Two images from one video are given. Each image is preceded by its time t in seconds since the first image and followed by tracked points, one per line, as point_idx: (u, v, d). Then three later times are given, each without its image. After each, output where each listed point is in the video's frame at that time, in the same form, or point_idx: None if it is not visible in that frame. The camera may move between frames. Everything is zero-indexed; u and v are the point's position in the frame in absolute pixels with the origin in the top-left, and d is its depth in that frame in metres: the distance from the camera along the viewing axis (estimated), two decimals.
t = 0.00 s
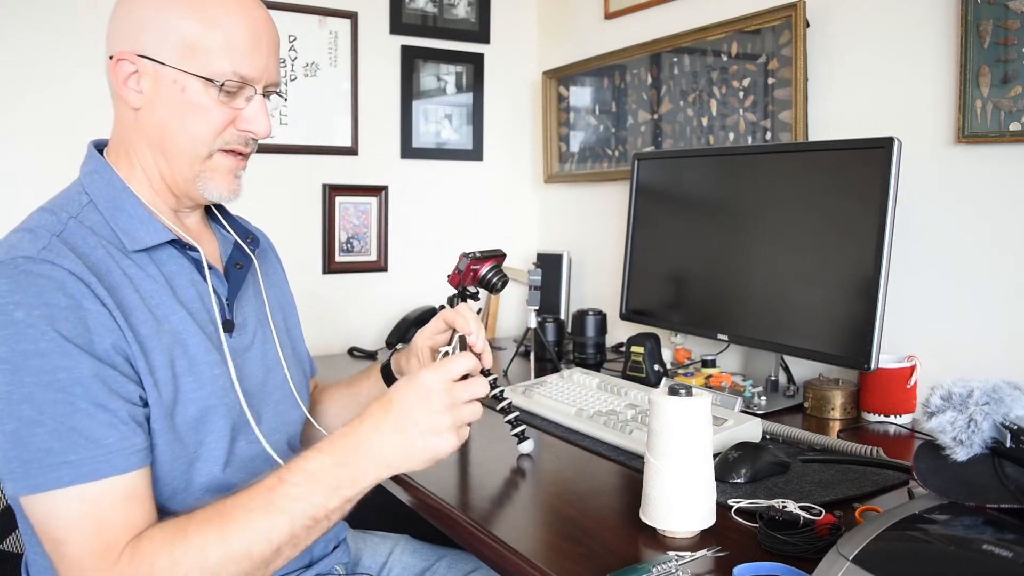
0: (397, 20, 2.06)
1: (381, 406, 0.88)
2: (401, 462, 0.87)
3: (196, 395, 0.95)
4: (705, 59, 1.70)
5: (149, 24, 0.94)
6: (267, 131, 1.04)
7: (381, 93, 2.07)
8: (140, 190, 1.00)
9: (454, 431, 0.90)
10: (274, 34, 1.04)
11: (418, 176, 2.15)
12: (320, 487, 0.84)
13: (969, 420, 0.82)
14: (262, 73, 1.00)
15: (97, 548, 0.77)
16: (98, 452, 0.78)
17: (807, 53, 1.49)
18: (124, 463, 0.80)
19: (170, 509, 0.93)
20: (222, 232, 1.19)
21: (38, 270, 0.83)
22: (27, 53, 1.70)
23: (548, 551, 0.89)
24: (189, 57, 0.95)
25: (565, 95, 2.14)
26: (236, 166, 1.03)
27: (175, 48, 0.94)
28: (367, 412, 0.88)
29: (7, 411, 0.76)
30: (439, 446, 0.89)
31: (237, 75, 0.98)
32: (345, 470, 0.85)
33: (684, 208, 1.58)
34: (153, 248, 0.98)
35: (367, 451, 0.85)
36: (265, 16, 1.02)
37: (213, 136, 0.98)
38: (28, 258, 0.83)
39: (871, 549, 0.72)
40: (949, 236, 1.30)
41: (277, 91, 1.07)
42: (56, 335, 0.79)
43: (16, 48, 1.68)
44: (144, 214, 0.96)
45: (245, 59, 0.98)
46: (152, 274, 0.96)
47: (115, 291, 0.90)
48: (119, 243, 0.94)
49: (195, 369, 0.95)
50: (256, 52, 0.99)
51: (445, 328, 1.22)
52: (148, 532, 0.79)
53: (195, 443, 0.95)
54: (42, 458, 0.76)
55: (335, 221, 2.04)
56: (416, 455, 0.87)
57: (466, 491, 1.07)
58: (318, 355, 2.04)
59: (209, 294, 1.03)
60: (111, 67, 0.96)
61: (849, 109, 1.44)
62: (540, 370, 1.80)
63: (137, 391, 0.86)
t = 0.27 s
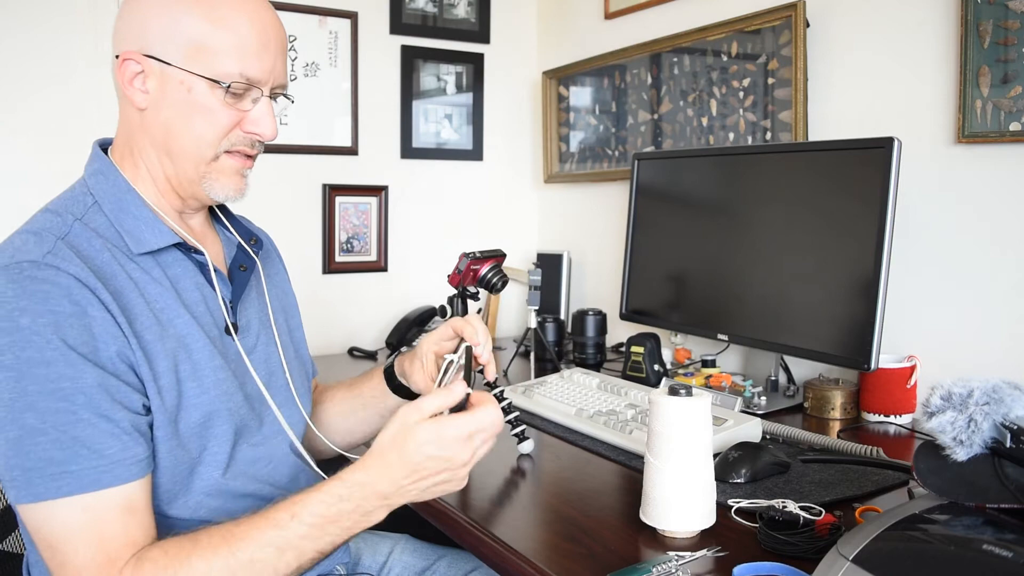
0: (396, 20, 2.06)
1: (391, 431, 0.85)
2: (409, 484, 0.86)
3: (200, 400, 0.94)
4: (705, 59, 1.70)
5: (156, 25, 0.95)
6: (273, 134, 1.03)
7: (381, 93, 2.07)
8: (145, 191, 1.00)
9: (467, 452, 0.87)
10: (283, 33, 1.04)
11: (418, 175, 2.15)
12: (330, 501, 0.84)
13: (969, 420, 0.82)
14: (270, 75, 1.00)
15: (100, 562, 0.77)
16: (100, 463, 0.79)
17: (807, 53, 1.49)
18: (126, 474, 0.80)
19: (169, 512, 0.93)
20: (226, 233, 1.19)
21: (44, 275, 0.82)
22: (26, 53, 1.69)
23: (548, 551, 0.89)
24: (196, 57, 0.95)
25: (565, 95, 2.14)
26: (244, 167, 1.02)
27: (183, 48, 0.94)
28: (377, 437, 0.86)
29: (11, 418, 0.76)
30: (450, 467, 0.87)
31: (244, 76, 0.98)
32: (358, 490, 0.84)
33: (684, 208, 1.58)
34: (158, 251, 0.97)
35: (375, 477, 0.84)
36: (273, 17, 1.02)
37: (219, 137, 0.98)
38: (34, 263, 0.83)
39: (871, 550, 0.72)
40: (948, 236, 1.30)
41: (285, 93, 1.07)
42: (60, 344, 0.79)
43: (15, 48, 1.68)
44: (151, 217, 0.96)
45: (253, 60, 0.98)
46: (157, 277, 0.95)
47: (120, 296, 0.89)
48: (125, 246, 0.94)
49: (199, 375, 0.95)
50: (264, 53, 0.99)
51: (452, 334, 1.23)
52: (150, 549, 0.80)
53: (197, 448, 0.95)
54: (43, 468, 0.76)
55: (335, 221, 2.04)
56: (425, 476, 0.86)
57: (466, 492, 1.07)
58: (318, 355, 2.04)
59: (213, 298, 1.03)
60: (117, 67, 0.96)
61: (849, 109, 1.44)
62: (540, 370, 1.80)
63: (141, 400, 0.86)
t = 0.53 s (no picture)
0: (396, 20, 2.06)
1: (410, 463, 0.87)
2: (420, 513, 0.85)
3: (205, 404, 0.94)
4: (705, 59, 1.70)
5: (158, 25, 0.94)
6: (277, 134, 1.03)
7: (381, 93, 2.07)
8: (147, 192, 1.00)
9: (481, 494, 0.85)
10: (287, 33, 1.03)
11: (418, 175, 2.15)
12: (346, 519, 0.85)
13: (969, 420, 0.82)
14: (273, 76, 1.00)
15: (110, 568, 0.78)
16: (108, 468, 0.78)
17: (807, 53, 1.49)
18: (135, 478, 0.80)
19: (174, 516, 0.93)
20: (228, 234, 1.19)
21: (50, 280, 0.82)
22: (26, 52, 1.69)
23: (548, 551, 0.89)
24: (198, 58, 0.94)
25: (565, 95, 2.13)
26: (248, 166, 1.02)
27: (185, 48, 0.94)
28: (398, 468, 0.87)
29: (18, 424, 0.77)
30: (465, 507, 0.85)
31: (247, 77, 0.97)
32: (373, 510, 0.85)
33: (684, 208, 1.58)
34: (162, 254, 0.97)
35: (387, 498, 0.85)
36: (277, 18, 1.01)
37: (222, 139, 0.98)
38: (38, 267, 0.83)
39: (871, 549, 0.72)
40: (948, 236, 1.30)
41: (288, 93, 1.06)
42: (67, 349, 0.79)
43: (15, 47, 1.68)
44: (153, 218, 0.96)
45: (256, 62, 0.97)
46: (161, 280, 0.95)
47: (126, 300, 0.89)
48: (128, 249, 0.94)
49: (205, 378, 0.95)
50: (267, 54, 0.98)
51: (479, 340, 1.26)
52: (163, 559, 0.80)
53: (201, 452, 0.95)
54: (50, 474, 0.76)
55: (335, 221, 2.04)
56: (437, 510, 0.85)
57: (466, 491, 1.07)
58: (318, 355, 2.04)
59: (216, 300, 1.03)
60: (120, 66, 0.96)
61: (849, 109, 1.44)
62: (540, 370, 1.80)
63: (148, 404, 0.86)
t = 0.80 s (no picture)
0: (396, 20, 2.06)
1: (418, 490, 0.88)
2: (417, 543, 0.87)
3: (210, 410, 0.94)
4: (705, 59, 1.70)
5: (177, 28, 0.92)
6: (291, 145, 1.02)
7: (381, 93, 2.07)
8: (155, 195, 0.99)
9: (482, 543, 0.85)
10: (305, 43, 1.02)
11: (418, 175, 2.15)
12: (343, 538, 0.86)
13: (969, 420, 0.82)
14: (290, 87, 0.99)
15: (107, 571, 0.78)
16: (105, 477, 0.78)
17: (807, 53, 1.49)
18: (130, 488, 0.80)
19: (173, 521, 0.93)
20: (233, 235, 1.18)
21: (54, 284, 0.81)
22: (26, 52, 1.69)
23: (548, 551, 0.89)
24: (218, 66, 0.93)
25: (565, 95, 2.13)
26: (257, 176, 1.01)
27: (205, 56, 0.92)
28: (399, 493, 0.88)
29: (18, 428, 0.76)
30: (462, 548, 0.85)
31: (266, 88, 0.96)
32: (370, 531, 0.86)
33: (684, 208, 1.58)
34: (169, 257, 0.96)
35: (385, 522, 0.86)
36: (296, 26, 1.00)
37: (236, 149, 0.97)
38: (43, 270, 0.82)
39: (871, 549, 0.72)
40: (949, 236, 1.30)
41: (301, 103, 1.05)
42: (69, 356, 0.78)
43: (15, 47, 1.67)
44: (160, 221, 0.95)
45: (276, 73, 0.96)
46: (166, 283, 0.94)
47: (129, 304, 0.89)
48: (134, 251, 0.93)
49: (208, 384, 0.94)
50: (287, 65, 0.97)
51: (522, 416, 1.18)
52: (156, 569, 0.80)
53: (204, 456, 0.95)
54: (47, 481, 0.76)
55: (335, 221, 2.04)
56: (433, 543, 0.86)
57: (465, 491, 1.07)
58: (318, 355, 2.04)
59: (222, 303, 1.03)
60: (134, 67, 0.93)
61: (849, 109, 1.44)
62: (540, 370, 1.80)
63: (149, 412, 0.85)
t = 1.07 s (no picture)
0: (396, 20, 2.06)
1: (408, 479, 0.89)
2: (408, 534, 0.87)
3: (220, 416, 0.94)
4: (705, 59, 1.70)
5: (208, 33, 0.92)
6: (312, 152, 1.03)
7: (380, 93, 2.07)
8: (170, 194, 0.99)
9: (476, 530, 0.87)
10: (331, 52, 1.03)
11: (418, 175, 2.15)
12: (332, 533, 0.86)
13: (969, 420, 0.82)
14: (316, 96, 0.99)
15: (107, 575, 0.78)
16: (112, 487, 0.78)
17: (807, 53, 1.49)
18: (134, 499, 0.80)
19: (176, 526, 0.93)
20: (242, 236, 1.18)
21: (68, 289, 0.81)
22: (25, 52, 1.69)
23: (548, 551, 0.89)
24: (248, 72, 0.93)
25: (565, 95, 2.13)
26: (278, 181, 1.02)
27: (237, 61, 0.93)
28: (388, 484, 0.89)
29: (25, 435, 0.76)
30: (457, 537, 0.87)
31: (295, 96, 0.97)
32: (358, 525, 0.86)
33: (684, 208, 1.58)
34: (181, 262, 0.97)
35: (374, 514, 0.87)
36: (324, 35, 1.01)
37: (260, 154, 0.97)
38: (55, 274, 0.82)
39: (872, 549, 0.72)
40: (949, 235, 1.30)
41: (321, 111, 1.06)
42: (80, 363, 0.78)
43: (15, 47, 1.67)
44: (173, 225, 0.95)
45: (305, 81, 0.97)
46: (178, 288, 0.95)
47: (141, 310, 0.88)
48: (147, 255, 0.93)
49: (217, 391, 0.94)
50: (315, 74, 0.98)
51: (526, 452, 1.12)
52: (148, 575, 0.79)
53: (212, 463, 0.95)
54: (51, 489, 0.76)
55: (335, 221, 2.04)
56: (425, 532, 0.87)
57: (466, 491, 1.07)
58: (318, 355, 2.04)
59: (232, 307, 1.03)
60: (161, 67, 0.93)
61: (849, 109, 1.44)
62: (540, 370, 1.80)
63: (157, 421, 0.85)
